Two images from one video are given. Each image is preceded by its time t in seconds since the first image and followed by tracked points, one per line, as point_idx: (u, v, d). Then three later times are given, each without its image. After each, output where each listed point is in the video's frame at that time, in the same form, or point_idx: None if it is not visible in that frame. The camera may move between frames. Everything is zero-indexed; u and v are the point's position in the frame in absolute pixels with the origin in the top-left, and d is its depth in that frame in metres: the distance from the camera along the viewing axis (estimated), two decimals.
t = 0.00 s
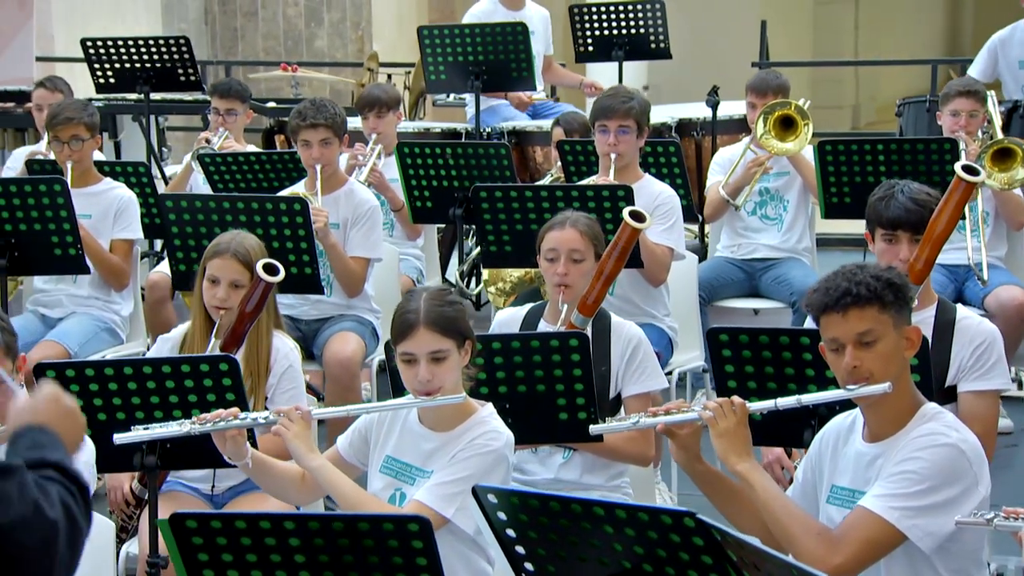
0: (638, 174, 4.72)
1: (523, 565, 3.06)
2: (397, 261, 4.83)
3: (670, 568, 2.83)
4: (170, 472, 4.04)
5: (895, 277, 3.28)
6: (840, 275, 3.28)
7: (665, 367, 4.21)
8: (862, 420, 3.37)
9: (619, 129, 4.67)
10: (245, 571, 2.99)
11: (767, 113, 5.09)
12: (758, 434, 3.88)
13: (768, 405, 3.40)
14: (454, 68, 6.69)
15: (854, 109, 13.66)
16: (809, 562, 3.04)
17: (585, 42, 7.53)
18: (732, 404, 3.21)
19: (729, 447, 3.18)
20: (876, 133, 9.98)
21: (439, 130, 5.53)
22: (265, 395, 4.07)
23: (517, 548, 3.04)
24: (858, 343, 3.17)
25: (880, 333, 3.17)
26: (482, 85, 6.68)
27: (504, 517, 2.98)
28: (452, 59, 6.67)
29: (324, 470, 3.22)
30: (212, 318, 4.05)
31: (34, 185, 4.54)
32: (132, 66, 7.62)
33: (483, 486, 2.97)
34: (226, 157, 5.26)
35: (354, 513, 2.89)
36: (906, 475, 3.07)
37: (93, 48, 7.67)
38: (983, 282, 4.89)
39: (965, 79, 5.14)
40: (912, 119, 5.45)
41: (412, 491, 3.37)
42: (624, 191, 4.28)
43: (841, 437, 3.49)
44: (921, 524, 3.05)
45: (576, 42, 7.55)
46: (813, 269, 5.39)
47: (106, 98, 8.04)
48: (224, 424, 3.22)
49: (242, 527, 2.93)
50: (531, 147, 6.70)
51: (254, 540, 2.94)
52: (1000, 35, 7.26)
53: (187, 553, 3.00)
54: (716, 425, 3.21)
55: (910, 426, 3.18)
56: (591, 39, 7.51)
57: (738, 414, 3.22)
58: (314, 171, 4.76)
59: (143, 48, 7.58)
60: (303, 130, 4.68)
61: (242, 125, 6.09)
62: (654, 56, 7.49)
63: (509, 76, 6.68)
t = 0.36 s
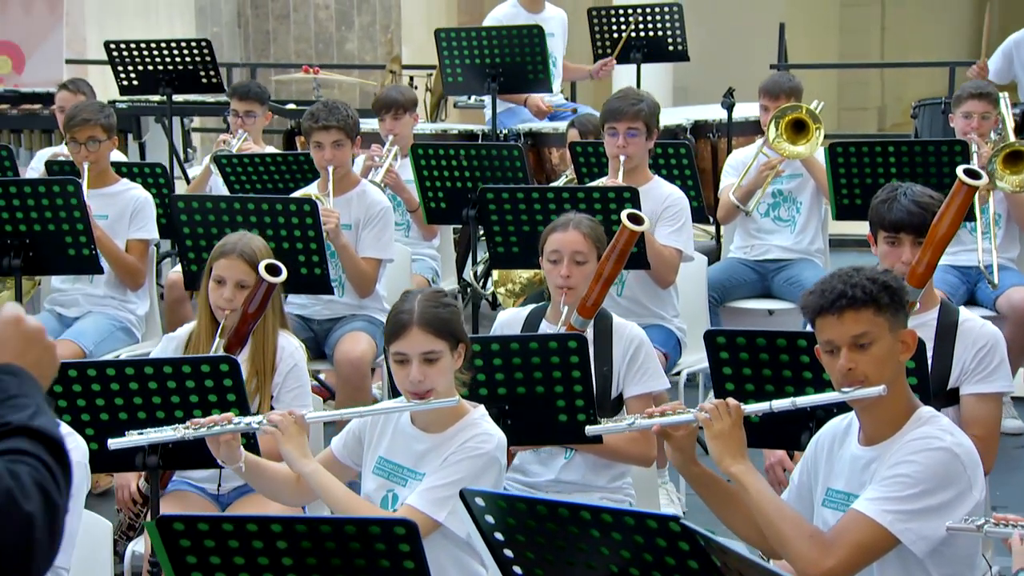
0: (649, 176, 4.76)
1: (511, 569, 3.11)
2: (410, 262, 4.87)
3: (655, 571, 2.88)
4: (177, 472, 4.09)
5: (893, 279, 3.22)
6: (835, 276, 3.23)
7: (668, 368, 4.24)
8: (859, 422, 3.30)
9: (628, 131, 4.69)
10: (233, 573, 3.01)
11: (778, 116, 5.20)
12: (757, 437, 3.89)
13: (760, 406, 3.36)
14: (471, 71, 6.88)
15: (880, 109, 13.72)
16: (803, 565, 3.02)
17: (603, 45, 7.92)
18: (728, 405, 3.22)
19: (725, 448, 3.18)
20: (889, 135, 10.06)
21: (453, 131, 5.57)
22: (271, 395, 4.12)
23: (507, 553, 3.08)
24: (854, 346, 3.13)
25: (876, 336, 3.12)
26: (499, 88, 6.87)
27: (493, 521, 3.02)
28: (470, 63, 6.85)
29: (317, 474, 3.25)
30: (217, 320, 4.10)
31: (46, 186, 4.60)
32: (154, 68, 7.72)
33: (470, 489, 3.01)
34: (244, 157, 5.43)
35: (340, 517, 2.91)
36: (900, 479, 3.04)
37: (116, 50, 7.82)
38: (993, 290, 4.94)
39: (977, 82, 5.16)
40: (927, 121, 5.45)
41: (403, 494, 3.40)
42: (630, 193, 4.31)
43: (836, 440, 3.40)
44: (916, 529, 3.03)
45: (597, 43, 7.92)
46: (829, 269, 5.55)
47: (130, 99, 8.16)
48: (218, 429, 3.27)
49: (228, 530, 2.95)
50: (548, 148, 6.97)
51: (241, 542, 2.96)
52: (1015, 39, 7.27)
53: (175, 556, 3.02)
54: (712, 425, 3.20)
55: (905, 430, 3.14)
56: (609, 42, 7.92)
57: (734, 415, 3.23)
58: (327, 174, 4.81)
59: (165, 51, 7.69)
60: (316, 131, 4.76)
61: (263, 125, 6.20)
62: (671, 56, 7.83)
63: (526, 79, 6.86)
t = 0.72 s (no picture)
0: (656, 178, 4.79)
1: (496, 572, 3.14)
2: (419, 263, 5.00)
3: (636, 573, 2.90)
4: (180, 472, 4.15)
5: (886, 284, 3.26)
6: (829, 279, 3.26)
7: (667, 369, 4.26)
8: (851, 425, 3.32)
9: (635, 134, 4.71)
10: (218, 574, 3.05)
11: (787, 118, 5.48)
12: (753, 439, 3.91)
13: (751, 407, 3.36)
14: (484, 73, 7.01)
15: (904, 112, 13.80)
16: (789, 567, 3.05)
17: (619, 48, 8.20)
18: (718, 408, 3.25)
19: (714, 450, 3.22)
20: (896, 138, 10.20)
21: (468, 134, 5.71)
22: (273, 395, 4.19)
23: (492, 557, 3.10)
24: (846, 350, 3.16)
25: (868, 340, 3.15)
26: (512, 89, 6.99)
27: (477, 525, 3.05)
28: (482, 65, 6.99)
29: (304, 477, 3.31)
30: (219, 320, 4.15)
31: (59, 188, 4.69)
32: (173, 71, 7.83)
33: (454, 493, 3.04)
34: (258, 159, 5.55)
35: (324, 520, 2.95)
36: (890, 483, 3.07)
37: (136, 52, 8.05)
38: (993, 298, 5.05)
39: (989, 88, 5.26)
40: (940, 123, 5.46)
41: (391, 494, 3.47)
42: (633, 194, 4.34)
43: (828, 444, 3.41)
44: (904, 533, 3.06)
45: (612, 46, 8.20)
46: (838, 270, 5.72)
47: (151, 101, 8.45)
48: (209, 432, 3.32)
49: (212, 532, 2.99)
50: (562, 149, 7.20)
51: (225, 546, 3.00)
52: None
53: (159, 557, 3.06)
54: (703, 427, 3.24)
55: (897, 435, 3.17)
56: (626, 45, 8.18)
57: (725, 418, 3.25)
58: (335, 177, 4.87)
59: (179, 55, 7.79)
60: (325, 134, 4.84)
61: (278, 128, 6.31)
62: (687, 59, 8.13)
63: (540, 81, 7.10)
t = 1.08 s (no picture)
0: (660, 179, 4.82)
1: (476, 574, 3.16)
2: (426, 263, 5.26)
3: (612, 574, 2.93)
4: (179, 471, 4.20)
5: (877, 287, 3.16)
6: (820, 283, 3.16)
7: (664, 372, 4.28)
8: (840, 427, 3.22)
9: (637, 136, 4.74)
10: None
11: (796, 123, 5.76)
12: (743, 442, 3.93)
13: (737, 410, 3.30)
14: (496, 76, 7.41)
15: (925, 113, 13.97)
16: (772, 571, 3.02)
17: (632, 50, 8.77)
18: (707, 410, 3.20)
19: (702, 453, 3.18)
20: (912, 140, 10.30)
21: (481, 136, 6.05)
22: (273, 396, 4.25)
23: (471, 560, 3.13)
24: (835, 355, 3.07)
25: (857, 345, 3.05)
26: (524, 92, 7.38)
27: (456, 528, 3.08)
28: (495, 67, 7.39)
29: (288, 480, 3.36)
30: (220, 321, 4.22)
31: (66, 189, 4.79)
32: (191, 73, 8.31)
33: (433, 497, 3.06)
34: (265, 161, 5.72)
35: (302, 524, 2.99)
36: (875, 490, 3.02)
37: (156, 57, 8.32)
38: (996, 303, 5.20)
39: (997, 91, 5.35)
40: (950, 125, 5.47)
41: (378, 498, 3.50)
42: (633, 198, 4.39)
43: (818, 445, 3.31)
44: (888, 540, 3.00)
45: (625, 50, 8.80)
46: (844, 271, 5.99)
47: (170, 103, 8.74)
48: (193, 435, 3.38)
49: (192, 535, 3.02)
50: (571, 149, 7.43)
51: (204, 549, 3.04)
52: None
53: (140, 560, 3.09)
54: (689, 430, 3.20)
55: (886, 439, 3.10)
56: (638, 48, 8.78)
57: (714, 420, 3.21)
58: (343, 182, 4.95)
59: (201, 57, 8.24)
60: (331, 136, 5.06)
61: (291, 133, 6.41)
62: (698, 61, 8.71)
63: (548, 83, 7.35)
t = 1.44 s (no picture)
0: (663, 181, 4.86)
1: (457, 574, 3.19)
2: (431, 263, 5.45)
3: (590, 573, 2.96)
4: (180, 470, 4.24)
5: (864, 286, 3.07)
6: (806, 283, 3.08)
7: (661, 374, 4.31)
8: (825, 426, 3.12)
9: (639, 137, 4.78)
10: None
11: (802, 127, 5.93)
12: (736, 444, 3.94)
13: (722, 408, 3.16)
14: (508, 77, 7.53)
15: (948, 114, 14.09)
16: (749, 572, 2.97)
17: (646, 52, 8.98)
18: (693, 405, 3.14)
19: (686, 448, 3.12)
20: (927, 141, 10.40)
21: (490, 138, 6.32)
22: (273, 396, 4.26)
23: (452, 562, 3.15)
24: (820, 357, 2.98)
25: (844, 347, 2.97)
26: (536, 93, 7.50)
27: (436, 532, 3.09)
28: (506, 69, 7.50)
29: (275, 482, 3.37)
30: (220, 319, 4.25)
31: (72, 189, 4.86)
32: (208, 74, 8.58)
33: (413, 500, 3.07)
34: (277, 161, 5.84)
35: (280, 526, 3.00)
36: (855, 492, 2.95)
37: (174, 57, 8.62)
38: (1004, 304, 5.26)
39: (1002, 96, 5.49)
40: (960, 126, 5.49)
41: (366, 498, 3.51)
42: (633, 198, 4.46)
43: (804, 444, 3.19)
44: (868, 544, 2.93)
45: (639, 52, 9.01)
46: (851, 272, 6.13)
47: (188, 105, 9.02)
48: (182, 435, 3.41)
49: (171, 537, 3.05)
50: (582, 150, 7.55)
51: (184, 551, 3.06)
52: None
53: (120, 562, 3.11)
54: (674, 424, 3.14)
55: (869, 440, 3.01)
56: (652, 49, 8.98)
57: (699, 415, 3.14)
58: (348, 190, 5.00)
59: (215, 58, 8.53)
60: (338, 134, 5.27)
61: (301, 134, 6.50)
62: (710, 62, 8.92)
63: (562, 84, 7.48)
